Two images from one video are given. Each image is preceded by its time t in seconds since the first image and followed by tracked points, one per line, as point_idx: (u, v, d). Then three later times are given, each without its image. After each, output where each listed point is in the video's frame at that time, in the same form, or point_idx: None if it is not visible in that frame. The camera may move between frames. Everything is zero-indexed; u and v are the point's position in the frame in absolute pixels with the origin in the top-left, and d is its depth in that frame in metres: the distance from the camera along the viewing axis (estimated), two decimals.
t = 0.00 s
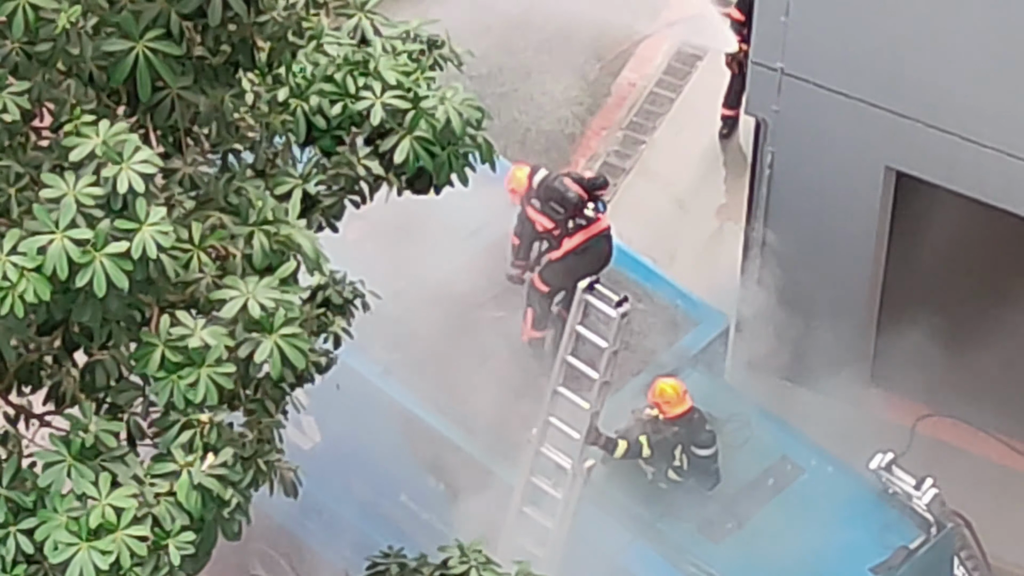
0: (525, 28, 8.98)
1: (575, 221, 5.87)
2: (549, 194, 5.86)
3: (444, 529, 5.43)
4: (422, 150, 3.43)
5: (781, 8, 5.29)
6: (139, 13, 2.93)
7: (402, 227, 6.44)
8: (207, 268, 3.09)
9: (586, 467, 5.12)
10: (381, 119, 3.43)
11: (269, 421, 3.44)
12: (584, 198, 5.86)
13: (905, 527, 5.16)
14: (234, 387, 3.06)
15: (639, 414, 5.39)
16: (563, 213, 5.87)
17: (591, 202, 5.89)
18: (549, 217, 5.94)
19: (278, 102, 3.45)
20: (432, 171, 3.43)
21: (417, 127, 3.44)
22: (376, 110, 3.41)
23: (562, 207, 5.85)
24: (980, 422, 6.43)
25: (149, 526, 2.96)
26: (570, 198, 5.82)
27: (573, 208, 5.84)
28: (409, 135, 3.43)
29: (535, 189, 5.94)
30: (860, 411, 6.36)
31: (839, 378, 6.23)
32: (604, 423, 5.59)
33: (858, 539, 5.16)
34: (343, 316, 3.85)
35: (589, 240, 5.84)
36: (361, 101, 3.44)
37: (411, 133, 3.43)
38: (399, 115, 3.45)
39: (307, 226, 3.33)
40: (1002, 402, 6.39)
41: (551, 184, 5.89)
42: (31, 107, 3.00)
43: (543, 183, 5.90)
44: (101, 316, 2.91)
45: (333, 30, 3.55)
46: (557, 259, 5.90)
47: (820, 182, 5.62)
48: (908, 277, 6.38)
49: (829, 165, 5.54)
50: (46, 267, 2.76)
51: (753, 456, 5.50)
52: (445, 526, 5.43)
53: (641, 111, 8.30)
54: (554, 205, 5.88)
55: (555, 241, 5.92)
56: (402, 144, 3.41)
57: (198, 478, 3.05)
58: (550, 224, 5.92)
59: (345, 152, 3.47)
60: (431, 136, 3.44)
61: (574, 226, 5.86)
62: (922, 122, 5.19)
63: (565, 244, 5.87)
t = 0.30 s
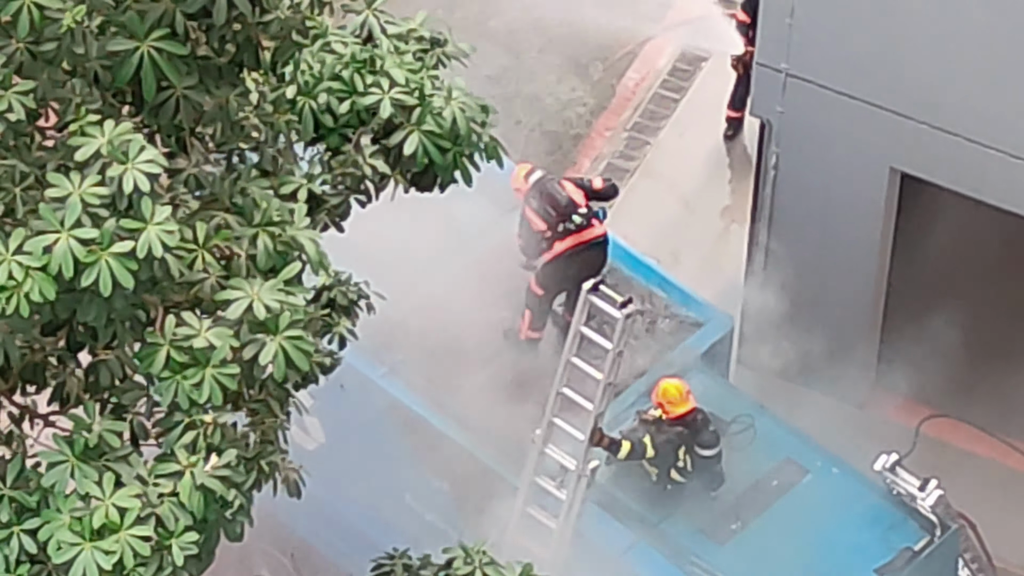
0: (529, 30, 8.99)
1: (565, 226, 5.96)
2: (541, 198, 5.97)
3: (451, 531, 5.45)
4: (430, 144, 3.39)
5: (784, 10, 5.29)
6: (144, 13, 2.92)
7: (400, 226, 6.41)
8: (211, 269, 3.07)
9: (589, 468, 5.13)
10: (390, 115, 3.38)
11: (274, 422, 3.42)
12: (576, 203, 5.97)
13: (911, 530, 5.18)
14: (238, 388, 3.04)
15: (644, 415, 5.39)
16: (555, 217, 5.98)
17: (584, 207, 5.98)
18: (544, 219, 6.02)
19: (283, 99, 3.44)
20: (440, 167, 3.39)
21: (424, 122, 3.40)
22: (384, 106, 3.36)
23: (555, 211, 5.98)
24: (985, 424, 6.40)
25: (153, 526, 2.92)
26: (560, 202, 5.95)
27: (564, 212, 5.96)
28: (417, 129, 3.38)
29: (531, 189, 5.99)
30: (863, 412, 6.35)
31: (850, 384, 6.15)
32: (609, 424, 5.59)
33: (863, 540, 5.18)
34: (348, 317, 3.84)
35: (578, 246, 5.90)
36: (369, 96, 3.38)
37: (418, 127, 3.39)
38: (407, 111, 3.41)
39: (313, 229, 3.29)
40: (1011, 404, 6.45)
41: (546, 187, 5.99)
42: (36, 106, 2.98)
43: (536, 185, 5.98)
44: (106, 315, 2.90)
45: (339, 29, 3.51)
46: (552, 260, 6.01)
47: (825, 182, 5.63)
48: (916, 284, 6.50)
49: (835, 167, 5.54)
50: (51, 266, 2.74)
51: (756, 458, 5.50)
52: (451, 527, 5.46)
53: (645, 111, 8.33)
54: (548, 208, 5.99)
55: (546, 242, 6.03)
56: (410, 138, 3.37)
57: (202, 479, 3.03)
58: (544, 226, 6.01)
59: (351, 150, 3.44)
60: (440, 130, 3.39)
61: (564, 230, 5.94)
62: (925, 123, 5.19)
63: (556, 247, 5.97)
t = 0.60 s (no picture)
0: (534, 31, 8.99)
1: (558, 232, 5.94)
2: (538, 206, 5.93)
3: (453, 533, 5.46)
4: (435, 145, 3.41)
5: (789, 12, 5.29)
6: (148, 13, 2.91)
7: (404, 227, 6.40)
8: (216, 270, 3.05)
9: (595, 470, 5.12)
10: (396, 115, 3.40)
11: (279, 422, 3.42)
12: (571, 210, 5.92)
13: (914, 533, 5.17)
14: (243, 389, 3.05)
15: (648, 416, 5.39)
16: (548, 222, 5.95)
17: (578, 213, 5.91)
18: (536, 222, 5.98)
19: (288, 99, 3.39)
20: (445, 168, 3.40)
21: (429, 123, 3.41)
22: (391, 106, 3.37)
23: (549, 220, 5.95)
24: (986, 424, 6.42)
25: (158, 526, 2.91)
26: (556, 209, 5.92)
27: (559, 223, 5.93)
28: (423, 130, 3.40)
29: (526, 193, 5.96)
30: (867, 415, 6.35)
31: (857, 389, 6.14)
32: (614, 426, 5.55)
33: (866, 542, 5.17)
34: (353, 317, 3.82)
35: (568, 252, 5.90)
36: (375, 97, 3.40)
37: (424, 128, 3.41)
38: (412, 111, 3.42)
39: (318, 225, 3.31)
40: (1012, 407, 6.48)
41: (543, 195, 5.94)
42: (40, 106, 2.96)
43: (532, 190, 5.95)
44: (111, 315, 2.89)
45: (343, 30, 3.52)
46: (541, 263, 6.03)
47: (830, 184, 5.62)
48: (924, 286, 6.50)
49: (840, 169, 5.54)
50: (56, 267, 2.73)
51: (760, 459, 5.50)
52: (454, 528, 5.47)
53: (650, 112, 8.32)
54: (542, 213, 5.96)
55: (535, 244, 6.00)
56: (417, 139, 3.39)
57: (207, 480, 3.03)
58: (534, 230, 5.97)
59: (355, 149, 3.46)
60: (445, 130, 3.41)
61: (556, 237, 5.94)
62: (929, 125, 5.20)
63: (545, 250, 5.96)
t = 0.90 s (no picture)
0: (537, 33, 8.97)
1: (556, 245, 6.01)
2: (531, 219, 6.03)
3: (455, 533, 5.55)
4: (437, 144, 3.36)
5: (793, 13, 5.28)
6: (153, 12, 2.90)
7: (411, 229, 6.45)
8: (221, 268, 3.07)
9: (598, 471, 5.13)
10: (397, 114, 3.36)
11: (285, 419, 3.41)
12: (564, 223, 6.02)
13: (918, 532, 5.19)
14: (250, 388, 3.04)
15: (651, 417, 5.39)
16: (544, 236, 6.02)
17: (572, 226, 6.01)
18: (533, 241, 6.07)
19: (292, 99, 3.39)
20: (447, 168, 3.35)
21: (432, 122, 3.36)
22: (393, 105, 3.34)
23: (544, 232, 6.02)
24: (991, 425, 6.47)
25: (164, 524, 2.91)
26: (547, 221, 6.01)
27: (552, 232, 6.01)
28: (424, 129, 3.35)
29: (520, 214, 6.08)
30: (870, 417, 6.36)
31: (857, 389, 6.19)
32: (615, 425, 5.58)
33: (869, 542, 5.19)
34: (356, 316, 3.81)
35: (569, 262, 5.94)
36: (377, 96, 3.36)
37: (426, 126, 3.36)
38: (415, 110, 3.38)
39: (322, 222, 3.28)
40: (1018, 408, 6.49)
41: (535, 209, 6.05)
42: (45, 106, 2.97)
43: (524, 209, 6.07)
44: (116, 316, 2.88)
45: (346, 30, 3.49)
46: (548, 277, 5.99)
47: (834, 184, 5.63)
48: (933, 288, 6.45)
49: (843, 170, 5.55)
50: (60, 267, 2.72)
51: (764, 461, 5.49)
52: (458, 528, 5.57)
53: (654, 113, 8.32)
54: (538, 229, 6.04)
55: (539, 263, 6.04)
56: (418, 138, 3.34)
57: (215, 479, 3.03)
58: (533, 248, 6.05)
59: (359, 148, 3.40)
60: (448, 130, 3.36)
61: (553, 250, 6.00)
62: (933, 125, 5.20)
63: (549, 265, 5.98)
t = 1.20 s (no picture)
0: (538, 36, 8.98)
1: (560, 253, 6.12)
2: (533, 229, 6.16)
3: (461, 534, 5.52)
4: (444, 146, 3.35)
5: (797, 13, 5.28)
6: (157, 13, 2.87)
7: (418, 229, 6.43)
8: (226, 268, 3.06)
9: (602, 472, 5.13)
10: (403, 115, 3.37)
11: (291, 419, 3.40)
12: (566, 230, 6.16)
13: (922, 535, 5.16)
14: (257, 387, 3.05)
15: (655, 418, 5.40)
16: (548, 246, 6.14)
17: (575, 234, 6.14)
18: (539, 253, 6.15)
19: (296, 100, 3.40)
20: (453, 169, 3.35)
21: (437, 123, 3.36)
22: (398, 106, 3.36)
23: (549, 239, 6.15)
24: (996, 426, 6.49)
25: (169, 525, 2.92)
26: (550, 230, 6.15)
27: (556, 239, 6.15)
28: (430, 130, 3.35)
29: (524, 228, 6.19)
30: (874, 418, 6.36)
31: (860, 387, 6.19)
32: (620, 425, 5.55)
33: (872, 545, 5.16)
34: (360, 317, 3.80)
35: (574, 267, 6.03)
36: (382, 98, 3.38)
37: (431, 128, 3.36)
38: (420, 111, 3.39)
39: (326, 224, 3.27)
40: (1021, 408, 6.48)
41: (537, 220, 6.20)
42: (51, 108, 2.97)
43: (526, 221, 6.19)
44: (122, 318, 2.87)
45: (351, 32, 3.53)
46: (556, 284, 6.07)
47: (838, 185, 5.64)
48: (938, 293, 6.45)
49: (847, 172, 5.56)
50: (64, 270, 2.71)
51: (768, 463, 5.50)
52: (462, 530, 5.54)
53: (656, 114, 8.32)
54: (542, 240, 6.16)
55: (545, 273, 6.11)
56: (424, 139, 3.34)
57: (224, 478, 3.04)
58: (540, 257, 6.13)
59: (365, 150, 3.39)
60: (453, 131, 3.35)
61: (557, 258, 6.10)
62: (937, 127, 5.21)
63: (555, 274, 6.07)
